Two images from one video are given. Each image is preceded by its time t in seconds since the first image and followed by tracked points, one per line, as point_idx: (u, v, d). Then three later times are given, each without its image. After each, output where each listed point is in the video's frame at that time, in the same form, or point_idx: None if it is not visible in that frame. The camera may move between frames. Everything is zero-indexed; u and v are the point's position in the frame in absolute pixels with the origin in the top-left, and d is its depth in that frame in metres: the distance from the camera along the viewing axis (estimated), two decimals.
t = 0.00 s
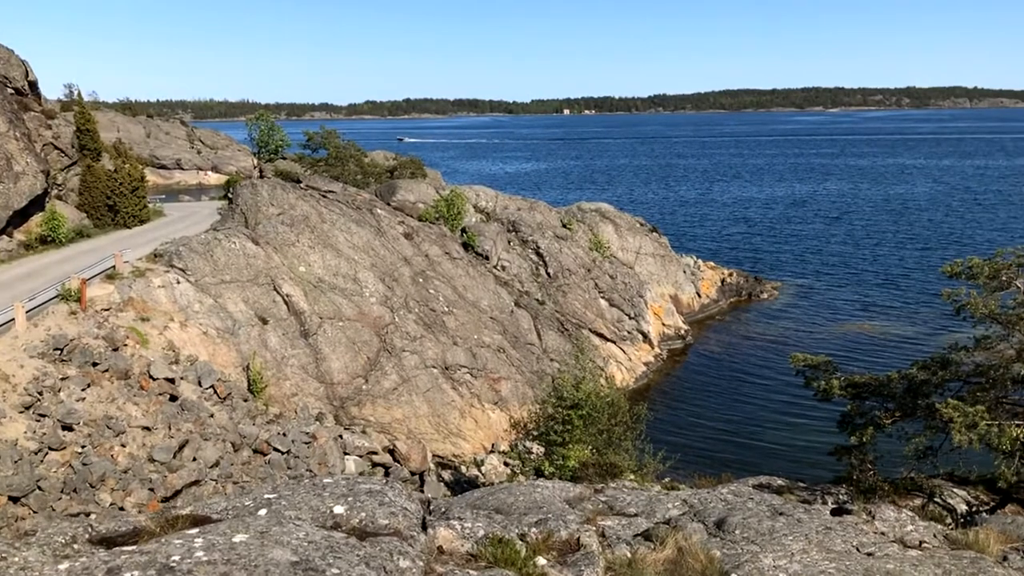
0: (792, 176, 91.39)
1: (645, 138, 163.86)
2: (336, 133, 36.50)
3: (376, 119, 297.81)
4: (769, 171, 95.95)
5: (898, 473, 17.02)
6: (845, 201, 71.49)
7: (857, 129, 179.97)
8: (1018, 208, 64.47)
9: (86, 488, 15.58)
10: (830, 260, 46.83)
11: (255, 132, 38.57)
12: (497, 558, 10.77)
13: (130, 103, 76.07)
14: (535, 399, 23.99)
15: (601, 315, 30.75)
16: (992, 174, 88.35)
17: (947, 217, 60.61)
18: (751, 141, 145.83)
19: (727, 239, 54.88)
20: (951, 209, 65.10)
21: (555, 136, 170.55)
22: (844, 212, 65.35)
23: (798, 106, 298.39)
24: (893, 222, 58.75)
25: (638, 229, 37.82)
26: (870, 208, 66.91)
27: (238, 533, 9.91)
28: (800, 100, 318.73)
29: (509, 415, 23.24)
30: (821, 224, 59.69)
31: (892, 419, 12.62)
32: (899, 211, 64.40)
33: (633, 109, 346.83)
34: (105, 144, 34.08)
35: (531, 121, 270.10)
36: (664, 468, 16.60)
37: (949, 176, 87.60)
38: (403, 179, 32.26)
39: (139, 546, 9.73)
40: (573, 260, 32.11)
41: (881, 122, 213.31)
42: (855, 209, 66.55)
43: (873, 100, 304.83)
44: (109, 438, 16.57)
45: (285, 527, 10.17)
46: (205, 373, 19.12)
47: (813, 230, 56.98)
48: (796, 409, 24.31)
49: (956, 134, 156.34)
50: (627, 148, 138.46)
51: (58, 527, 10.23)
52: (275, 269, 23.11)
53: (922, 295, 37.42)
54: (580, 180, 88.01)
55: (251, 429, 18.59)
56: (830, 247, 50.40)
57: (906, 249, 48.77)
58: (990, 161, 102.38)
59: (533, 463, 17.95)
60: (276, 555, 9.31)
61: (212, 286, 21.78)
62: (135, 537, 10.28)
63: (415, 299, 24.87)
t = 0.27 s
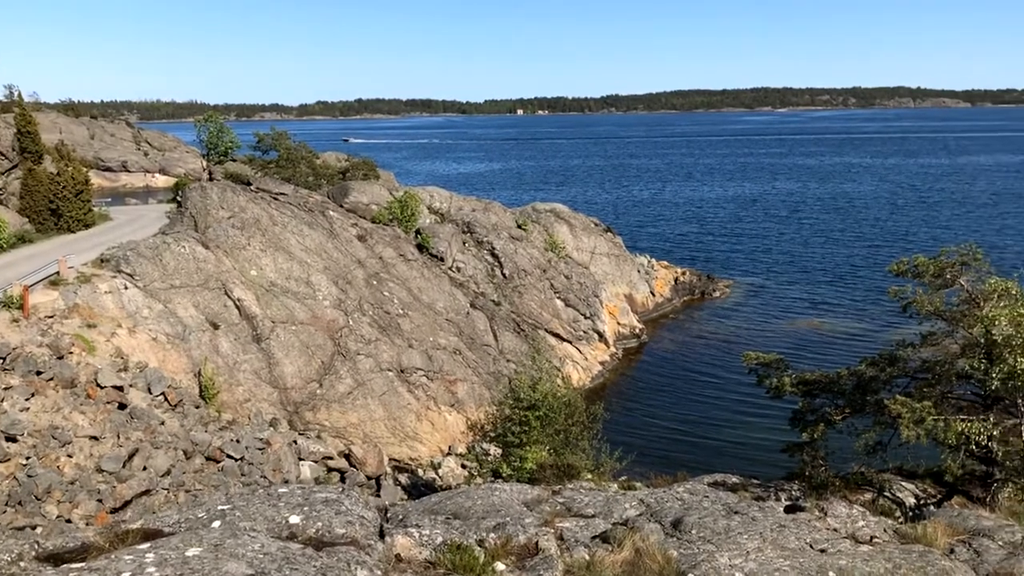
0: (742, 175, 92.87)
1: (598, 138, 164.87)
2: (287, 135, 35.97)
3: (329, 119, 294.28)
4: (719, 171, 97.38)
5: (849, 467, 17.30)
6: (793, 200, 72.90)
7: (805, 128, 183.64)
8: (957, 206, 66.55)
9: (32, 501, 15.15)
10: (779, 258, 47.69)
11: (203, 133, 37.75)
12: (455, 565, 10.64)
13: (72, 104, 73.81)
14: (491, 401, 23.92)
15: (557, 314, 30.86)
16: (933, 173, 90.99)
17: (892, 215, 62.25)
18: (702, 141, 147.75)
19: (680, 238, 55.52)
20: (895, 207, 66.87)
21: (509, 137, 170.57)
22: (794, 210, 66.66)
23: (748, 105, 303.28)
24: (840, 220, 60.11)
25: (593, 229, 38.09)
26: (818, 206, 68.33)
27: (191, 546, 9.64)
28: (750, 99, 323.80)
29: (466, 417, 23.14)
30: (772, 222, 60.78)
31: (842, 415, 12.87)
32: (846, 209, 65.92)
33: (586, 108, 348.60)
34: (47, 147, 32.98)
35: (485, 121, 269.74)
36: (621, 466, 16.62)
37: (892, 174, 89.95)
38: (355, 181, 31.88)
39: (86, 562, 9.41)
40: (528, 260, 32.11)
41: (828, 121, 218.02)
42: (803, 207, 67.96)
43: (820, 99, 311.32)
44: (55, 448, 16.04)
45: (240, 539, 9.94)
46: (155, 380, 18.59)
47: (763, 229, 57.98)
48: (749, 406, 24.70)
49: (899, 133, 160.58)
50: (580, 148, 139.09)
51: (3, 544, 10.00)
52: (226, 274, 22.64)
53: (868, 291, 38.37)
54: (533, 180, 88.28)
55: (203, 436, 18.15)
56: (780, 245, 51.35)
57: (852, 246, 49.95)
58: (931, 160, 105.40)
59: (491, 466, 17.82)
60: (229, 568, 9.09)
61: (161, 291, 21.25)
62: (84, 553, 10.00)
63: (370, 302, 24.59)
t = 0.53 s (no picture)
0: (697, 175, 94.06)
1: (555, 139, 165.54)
2: (241, 137, 35.38)
3: (284, 120, 290.46)
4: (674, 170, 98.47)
5: (805, 463, 17.52)
6: (747, 199, 74.06)
7: (758, 128, 186.72)
8: (904, 204, 68.32)
9: None
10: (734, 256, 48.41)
11: (155, 135, 36.95)
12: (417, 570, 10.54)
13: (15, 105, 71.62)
14: (452, 402, 23.84)
15: (516, 315, 30.89)
16: (881, 171, 93.25)
17: (843, 214, 63.64)
18: (657, 142, 149.21)
19: (637, 238, 56.04)
20: (845, 206, 68.38)
21: (465, 138, 170.28)
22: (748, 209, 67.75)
23: (702, 105, 307.20)
24: (792, 219, 61.26)
25: (552, 230, 38.17)
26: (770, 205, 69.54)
27: (147, 558, 9.40)
28: (704, 99, 327.93)
29: (426, 420, 23.03)
30: (726, 221, 61.67)
31: (798, 412, 13.12)
32: (798, 208, 67.20)
33: (543, 108, 349.53)
34: None
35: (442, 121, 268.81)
36: (582, 466, 16.65)
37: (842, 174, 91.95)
38: (311, 183, 31.46)
39: None
40: (487, 261, 32.10)
41: (780, 121, 221.92)
42: (757, 206, 69.10)
43: (772, 99, 316.67)
44: (3, 459, 15.54)
45: (198, 549, 9.72)
46: (107, 387, 18.11)
47: (718, 228, 58.82)
48: (707, 403, 25.03)
49: (848, 133, 164.24)
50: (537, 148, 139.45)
51: None
52: (180, 277, 22.17)
53: (820, 289, 39.16)
54: (491, 181, 88.27)
55: (158, 443, 17.73)
56: (735, 244, 52.14)
57: (804, 245, 50.96)
58: (878, 159, 108.00)
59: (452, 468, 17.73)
60: None
61: (113, 296, 20.72)
62: (35, 567, 9.71)
63: (327, 304, 24.30)
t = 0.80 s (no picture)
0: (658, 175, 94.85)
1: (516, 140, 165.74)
2: (199, 137, 34.74)
3: (243, 120, 286.65)
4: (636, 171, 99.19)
5: (766, 459, 17.55)
6: (707, 198, 74.90)
7: (717, 128, 189.01)
8: (859, 203, 69.70)
9: None
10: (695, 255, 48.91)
11: (109, 137, 36.12)
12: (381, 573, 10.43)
13: None
14: (416, 404, 23.71)
15: (480, 316, 30.87)
16: (837, 171, 95.01)
17: (800, 212, 64.69)
18: (618, 142, 150.16)
19: (600, 238, 56.32)
20: (802, 205, 69.53)
21: (427, 139, 169.64)
22: (708, 208, 68.51)
23: (663, 106, 310.11)
24: (752, 218, 62.10)
25: (515, 230, 38.20)
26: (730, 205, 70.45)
27: (104, 570, 9.18)
28: (664, 99, 330.90)
29: (390, 422, 22.85)
30: (687, 221, 62.30)
31: (758, 409, 13.31)
32: (757, 207, 68.12)
33: (505, 109, 349.63)
34: None
35: (404, 121, 267.47)
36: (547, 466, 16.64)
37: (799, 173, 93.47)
38: (270, 184, 31.03)
39: None
40: (450, 262, 32.02)
41: (739, 121, 224.88)
42: (717, 206, 69.91)
43: (731, 100, 320.67)
44: None
45: (157, 558, 9.51)
46: (63, 394, 17.69)
47: (680, 227, 59.40)
48: (669, 401, 25.25)
49: (805, 133, 167.06)
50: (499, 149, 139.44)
51: None
52: (138, 281, 21.73)
53: (779, 287, 39.77)
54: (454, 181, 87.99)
55: (116, 450, 17.36)
56: (696, 243, 52.69)
57: (763, 243, 51.69)
58: (834, 159, 110.02)
59: (416, 470, 17.62)
60: None
61: (67, 301, 20.22)
62: None
63: (288, 307, 23.99)
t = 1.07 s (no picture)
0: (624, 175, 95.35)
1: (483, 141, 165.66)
2: (161, 138, 34.19)
3: (206, 121, 282.76)
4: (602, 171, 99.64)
5: (733, 455, 17.57)
6: (673, 198, 75.49)
7: (683, 128, 190.72)
8: (822, 202, 70.78)
9: None
10: (662, 255, 49.26)
11: (68, 138, 35.35)
12: None
13: None
14: (383, 406, 23.53)
15: (448, 317, 30.81)
16: (800, 170, 96.35)
17: (764, 211, 65.51)
18: (585, 142, 150.71)
19: (568, 238, 56.47)
20: (767, 204, 70.38)
21: (393, 140, 168.73)
22: (674, 208, 69.03)
23: (629, 106, 312.07)
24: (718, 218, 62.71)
25: (482, 231, 38.35)
26: (695, 204, 71.09)
27: None
28: (630, 100, 332.98)
29: (358, 425, 22.65)
30: (654, 220, 62.72)
31: (724, 406, 13.42)
32: (722, 207, 68.83)
33: (468, 109, 349.92)
34: None
35: (371, 121, 265.89)
36: (516, 465, 16.62)
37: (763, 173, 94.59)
38: (235, 185, 30.64)
39: None
40: (417, 263, 31.92)
41: (704, 121, 227.02)
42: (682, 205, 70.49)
43: (697, 100, 323.62)
44: None
45: (120, 568, 9.29)
46: (22, 401, 17.30)
47: (647, 227, 59.79)
48: (638, 400, 25.38)
49: (769, 133, 169.24)
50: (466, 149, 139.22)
51: None
52: (99, 285, 21.29)
53: (744, 285, 40.21)
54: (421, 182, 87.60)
55: (77, 457, 16.99)
56: (662, 242, 53.07)
57: (728, 242, 52.23)
58: (797, 158, 111.55)
59: (384, 473, 17.48)
60: None
61: (26, 305, 19.75)
62: None
63: (254, 309, 23.68)
